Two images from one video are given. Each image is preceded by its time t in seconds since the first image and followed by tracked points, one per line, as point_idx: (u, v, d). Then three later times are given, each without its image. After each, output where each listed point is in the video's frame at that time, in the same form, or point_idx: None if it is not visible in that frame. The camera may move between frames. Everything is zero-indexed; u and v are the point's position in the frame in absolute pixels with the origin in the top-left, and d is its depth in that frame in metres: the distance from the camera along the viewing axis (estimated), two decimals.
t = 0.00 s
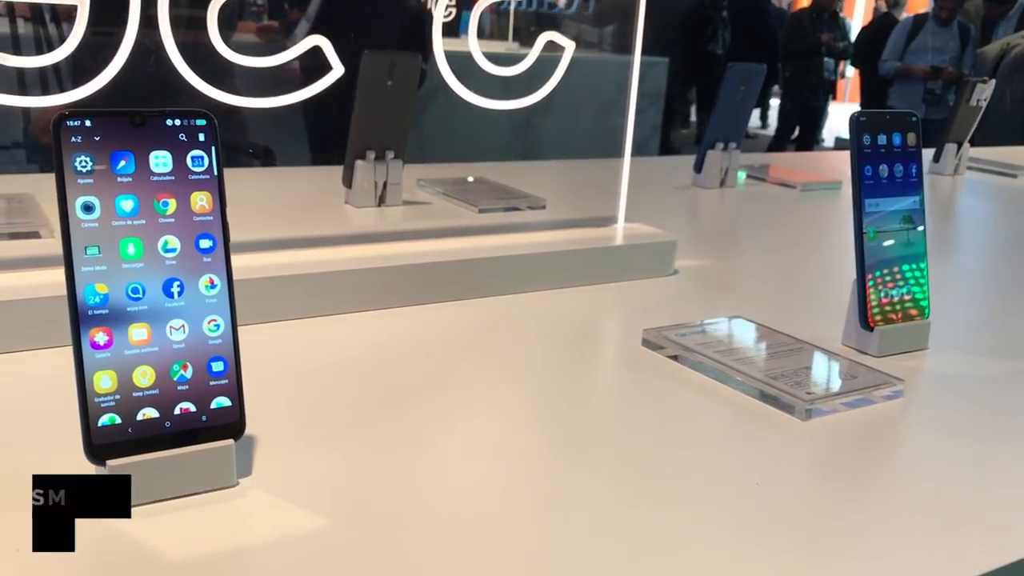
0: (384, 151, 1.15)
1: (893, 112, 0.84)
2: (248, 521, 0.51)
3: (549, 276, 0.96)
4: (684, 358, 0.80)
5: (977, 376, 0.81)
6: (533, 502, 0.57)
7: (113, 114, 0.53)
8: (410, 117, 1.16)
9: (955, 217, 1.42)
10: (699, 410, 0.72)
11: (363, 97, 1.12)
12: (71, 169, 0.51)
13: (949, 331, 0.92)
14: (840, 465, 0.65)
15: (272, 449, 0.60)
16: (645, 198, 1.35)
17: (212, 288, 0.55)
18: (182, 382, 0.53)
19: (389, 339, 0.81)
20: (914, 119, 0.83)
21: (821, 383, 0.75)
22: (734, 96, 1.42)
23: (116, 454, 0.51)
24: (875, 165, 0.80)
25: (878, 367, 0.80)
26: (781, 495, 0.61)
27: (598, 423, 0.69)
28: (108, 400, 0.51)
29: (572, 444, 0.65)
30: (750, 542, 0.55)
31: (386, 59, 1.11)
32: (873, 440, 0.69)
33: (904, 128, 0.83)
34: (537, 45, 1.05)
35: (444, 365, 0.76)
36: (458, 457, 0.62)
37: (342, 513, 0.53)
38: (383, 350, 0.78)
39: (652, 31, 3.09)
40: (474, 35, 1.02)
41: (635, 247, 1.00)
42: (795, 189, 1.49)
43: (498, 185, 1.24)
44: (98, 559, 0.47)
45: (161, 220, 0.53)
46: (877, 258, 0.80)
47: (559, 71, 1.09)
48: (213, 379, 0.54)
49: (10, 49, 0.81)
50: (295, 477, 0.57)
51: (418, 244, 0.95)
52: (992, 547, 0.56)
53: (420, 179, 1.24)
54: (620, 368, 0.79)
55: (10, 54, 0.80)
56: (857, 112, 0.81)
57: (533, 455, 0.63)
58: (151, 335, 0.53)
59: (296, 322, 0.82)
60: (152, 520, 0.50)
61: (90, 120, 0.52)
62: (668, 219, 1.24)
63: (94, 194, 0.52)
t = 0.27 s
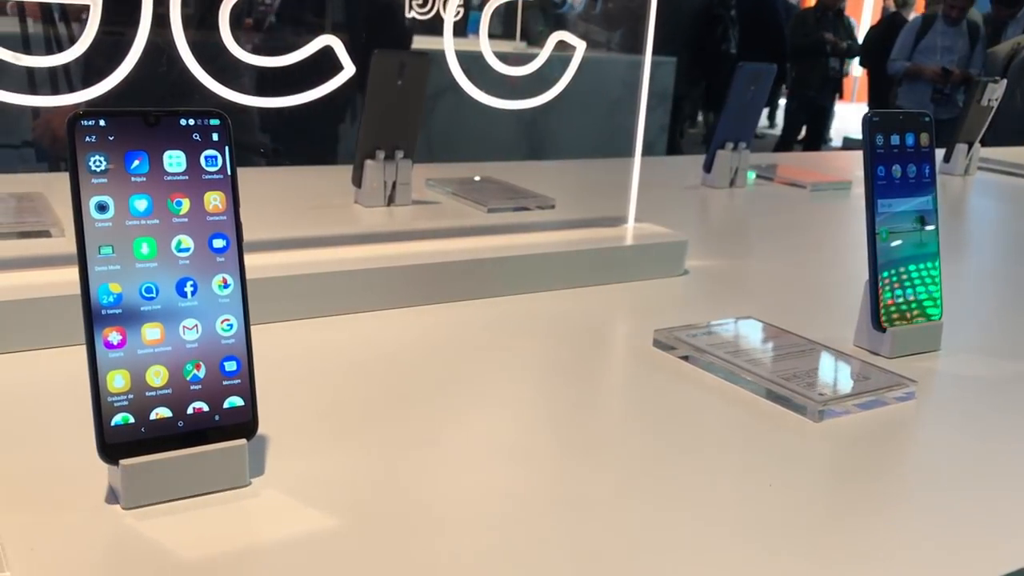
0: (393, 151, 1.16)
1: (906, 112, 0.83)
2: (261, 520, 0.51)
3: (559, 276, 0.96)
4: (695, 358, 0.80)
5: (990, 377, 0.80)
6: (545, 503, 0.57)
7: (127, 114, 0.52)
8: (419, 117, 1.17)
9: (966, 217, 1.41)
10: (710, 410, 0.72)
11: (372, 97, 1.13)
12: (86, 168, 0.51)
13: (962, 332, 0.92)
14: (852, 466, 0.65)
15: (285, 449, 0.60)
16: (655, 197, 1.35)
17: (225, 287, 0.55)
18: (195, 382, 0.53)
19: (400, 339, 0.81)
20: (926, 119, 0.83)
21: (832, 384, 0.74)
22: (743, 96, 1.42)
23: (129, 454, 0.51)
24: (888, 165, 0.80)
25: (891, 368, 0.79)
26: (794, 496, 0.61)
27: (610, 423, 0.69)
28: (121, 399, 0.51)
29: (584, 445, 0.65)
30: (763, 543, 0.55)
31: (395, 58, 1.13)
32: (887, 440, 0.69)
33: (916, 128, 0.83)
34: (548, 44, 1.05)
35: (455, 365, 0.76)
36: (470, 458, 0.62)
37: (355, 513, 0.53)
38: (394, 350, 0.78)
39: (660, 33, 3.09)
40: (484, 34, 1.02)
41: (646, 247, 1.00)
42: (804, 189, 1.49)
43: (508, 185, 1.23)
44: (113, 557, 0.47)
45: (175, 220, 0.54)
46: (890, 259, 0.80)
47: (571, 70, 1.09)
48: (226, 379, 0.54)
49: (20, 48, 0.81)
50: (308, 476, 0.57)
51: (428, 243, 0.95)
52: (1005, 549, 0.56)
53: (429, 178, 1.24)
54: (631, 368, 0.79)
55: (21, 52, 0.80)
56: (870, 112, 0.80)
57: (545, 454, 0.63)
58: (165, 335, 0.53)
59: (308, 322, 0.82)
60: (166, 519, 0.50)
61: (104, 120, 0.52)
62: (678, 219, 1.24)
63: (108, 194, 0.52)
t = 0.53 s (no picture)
0: (402, 151, 1.16)
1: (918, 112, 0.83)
2: (274, 519, 0.52)
3: (568, 276, 0.96)
4: (706, 359, 0.79)
5: (1002, 378, 0.80)
6: (556, 503, 0.57)
7: (140, 114, 0.52)
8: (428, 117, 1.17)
9: (976, 217, 1.41)
10: (722, 411, 0.72)
11: (382, 97, 1.13)
12: (99, 168, 0.51)
13: (974, 333, 0.92)
14: (864, 467, 0.65)
15: (297, 448, 0.60)
16: (664, 197, 1.35)
17: (238, 287, 0.55)
18: (207, 382, 0.53)
19: (411, 338, 0.81)
20: (939, 120, 0.83)
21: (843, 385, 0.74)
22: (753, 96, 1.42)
23: (141, 454, 0.51)
24: (899, 165, 0.80)
25: (902, 369, 0.79)
26: (806, 496, 0.61)
27: (621, 423, 0.69)
28: (134, 399, 0.51)
29: (594, 445, 0.65)
30: (774, 544, 0.55)
31: (405, 59, 1.12)
32: (899, 441, 0.68)
33: (928, 129, 0.83)
34: (559, 44, 1.05)
35: (466, 365, 0.76)
36: (481, 457, 0.62)
37: (368, 512, 0.53)
38: (405, 350, 0.78)
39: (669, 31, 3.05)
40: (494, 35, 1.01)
41: (655, 247, 1.00)
42: (813, 189, 1.48)
43: (517, 184, 1.23)
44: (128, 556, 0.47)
45: (187, 220, 0.54)
46: (902, 259, 0.80)
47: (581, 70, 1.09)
48: (238, 379, 0.54)
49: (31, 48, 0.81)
50: (321, 475, 0.57)
51: (438, 243, 0.95)
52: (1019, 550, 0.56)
53: (438, 178, 1.24)
54: (642, 368, 0.79)
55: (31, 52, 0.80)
56: (881, 112, 0.80)
57: (557, 454, 0.63)
58: (177, 334, 0.53)
59: (318, 321, 0.83)
60: (178, 519, 0.51)
61: (117, 120, 0.52)
62: (687, 219, 1.24)
63: (121, 194, 0.52)
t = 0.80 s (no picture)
0: (411, 151, 1.16)
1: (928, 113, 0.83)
2: (287, 518, 0.52)
3: (578, 276, 0.96)
4: (714, 359, 0.79)
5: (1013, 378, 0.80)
6: (566, 502, 0.57)
7: (152, 115, 0.53)
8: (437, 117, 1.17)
9: (986, 217, 1.41)
10: (732, 411, 0.72)
11: (391, 99, 1.12)
12: (111, 168, 0.51)
13: (983, 333, 0.91)
14: (875, 467, 0.65)
15: (308, 448, 0.60)
16: (672, 198, 1.35)
17: (249, 287, 0.55)
18: (219, 381, 0.53)
19: (420, 338, 0.81)
20: (949, 120, 0.83)
21: (853, 386, 0.74)
22: (762, 97, 1.42)
23: (153, 453, 0.51)
24: (910, 166, 0.80)
25: (912, 370, 0.79)
26: (816, 496, 0.61)
27: (631, 422, 0.69)
28: (146, 399, 0.51)
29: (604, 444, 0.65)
30: (784, 543, 0.55)
31: (415, 59, 1.11)
32: (910, 441, 0.68)
33: (939, 129, 0.82)
34: (568, 44, 1.05)
35: (475, 365, 0.77)
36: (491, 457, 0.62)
37: (380, 511, 0.54)
38: (414, 349, 0.78)
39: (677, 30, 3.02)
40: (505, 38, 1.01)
41: (665, 248, 1.00)
42: (822, 189, 1.48)
43: (525, 185, 1.23)
44: (140, 557, 0.47)
45: (199, 220, 0.54)
46: (912, 260, 0.80)
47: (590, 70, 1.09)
48: (250, 379, 0.54)
49: (42, 48, 0.82)
50: (332, 474, 0.57)
51: (447, 243, 0.95)
52: None
53: (447, 179, 1.24)
54: (652, 369, 0.79)
55: (42, 53, 0.81)
56: (891, 112, 0.80)
57: (567, 453, 0.63)
58: (189, 334, 0.53)
59: (328, 321, 0.83)
60: (190, 518, 0.51)
61: (129, 120, 0.52)
62: (696, 220, 1.24)
63: (133, 194, 0.52)
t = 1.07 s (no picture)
0: (420, 151, 1.16)
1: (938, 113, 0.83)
2: (299, 517, 0.52)
3: (586, 276, 0.96)
4: (724, 359, 0.79)
5: None
6: (576, 501, 0.57)
7: (164, 115, 0.53)
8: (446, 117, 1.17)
9: (996, 218, 1.41)
10: (741, 411, 0.72)
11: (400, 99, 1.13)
12: (124, 168, 0.52)
13: (994, 333, 0.91)
14: (885, 466, 0.65)
15: (319, 447, 0.61)
16: (680, 198, 1.35)
17: (261, 287, 0.55)
18: (231, 381, 0.53)
19: (430, 338, 0.81)
20: (959, 120, 0.82)
21: (862, 386, 0.74)
22: (771, 97, 1.42)
23: (166, 452, 0.51)
24: (919, 166, 0.80)
25: (922, 370, 0.79)
26: (826, 496, 0.61)
27: (640, 422, 0.69)
28: (158, 398, 0.51)
29: (613, 444, 0.65)
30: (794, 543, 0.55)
31: (423, 59, 1.12)
32: (920, 441, 0.68)
33: (948, 129, 0.82)
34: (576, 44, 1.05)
35: (484, 364, 0.77)
36: (501, 456, 0.62)
37: (390, 509, 0.54)
38: (423, 349, 0.79)
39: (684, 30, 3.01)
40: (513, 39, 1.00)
41: (675, 248, 1.00)
42: (831, 189, 1.48)
43: (533, 185, 1.24)
44: (153, 554, 0.48)
45: (211, 220, 0.54)
46: (923, 260, 0.79)
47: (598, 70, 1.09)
48: (262, 378, 0.54)
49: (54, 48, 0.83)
50: (342, 473, 0.58)
51: (456, 243, 0.95)
52: None
53: (455, 179, 1.24)
54: (662, 369, 0.79)
55: (53, 53, 0.82)
56: (901, 112, 0.80)
57: (577, 453, 0.63)
58: (201, 333, 0.53)
59: (338, 321, 0.83)
60: (202, 516, 0.51)
61: (142, 121, 0.52)
62: (705, 220, 1.24)
63: (146, 194, 0.52)
